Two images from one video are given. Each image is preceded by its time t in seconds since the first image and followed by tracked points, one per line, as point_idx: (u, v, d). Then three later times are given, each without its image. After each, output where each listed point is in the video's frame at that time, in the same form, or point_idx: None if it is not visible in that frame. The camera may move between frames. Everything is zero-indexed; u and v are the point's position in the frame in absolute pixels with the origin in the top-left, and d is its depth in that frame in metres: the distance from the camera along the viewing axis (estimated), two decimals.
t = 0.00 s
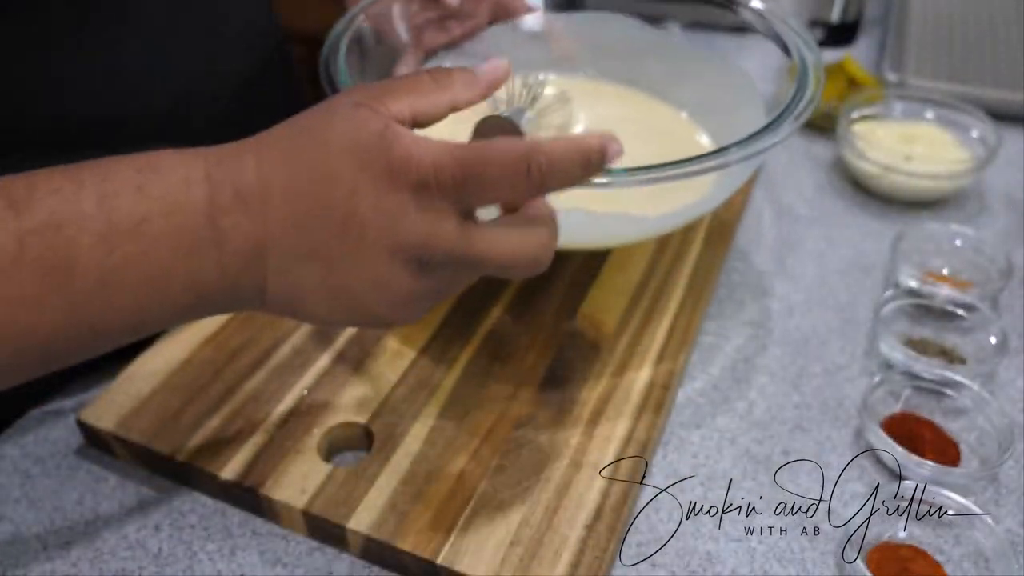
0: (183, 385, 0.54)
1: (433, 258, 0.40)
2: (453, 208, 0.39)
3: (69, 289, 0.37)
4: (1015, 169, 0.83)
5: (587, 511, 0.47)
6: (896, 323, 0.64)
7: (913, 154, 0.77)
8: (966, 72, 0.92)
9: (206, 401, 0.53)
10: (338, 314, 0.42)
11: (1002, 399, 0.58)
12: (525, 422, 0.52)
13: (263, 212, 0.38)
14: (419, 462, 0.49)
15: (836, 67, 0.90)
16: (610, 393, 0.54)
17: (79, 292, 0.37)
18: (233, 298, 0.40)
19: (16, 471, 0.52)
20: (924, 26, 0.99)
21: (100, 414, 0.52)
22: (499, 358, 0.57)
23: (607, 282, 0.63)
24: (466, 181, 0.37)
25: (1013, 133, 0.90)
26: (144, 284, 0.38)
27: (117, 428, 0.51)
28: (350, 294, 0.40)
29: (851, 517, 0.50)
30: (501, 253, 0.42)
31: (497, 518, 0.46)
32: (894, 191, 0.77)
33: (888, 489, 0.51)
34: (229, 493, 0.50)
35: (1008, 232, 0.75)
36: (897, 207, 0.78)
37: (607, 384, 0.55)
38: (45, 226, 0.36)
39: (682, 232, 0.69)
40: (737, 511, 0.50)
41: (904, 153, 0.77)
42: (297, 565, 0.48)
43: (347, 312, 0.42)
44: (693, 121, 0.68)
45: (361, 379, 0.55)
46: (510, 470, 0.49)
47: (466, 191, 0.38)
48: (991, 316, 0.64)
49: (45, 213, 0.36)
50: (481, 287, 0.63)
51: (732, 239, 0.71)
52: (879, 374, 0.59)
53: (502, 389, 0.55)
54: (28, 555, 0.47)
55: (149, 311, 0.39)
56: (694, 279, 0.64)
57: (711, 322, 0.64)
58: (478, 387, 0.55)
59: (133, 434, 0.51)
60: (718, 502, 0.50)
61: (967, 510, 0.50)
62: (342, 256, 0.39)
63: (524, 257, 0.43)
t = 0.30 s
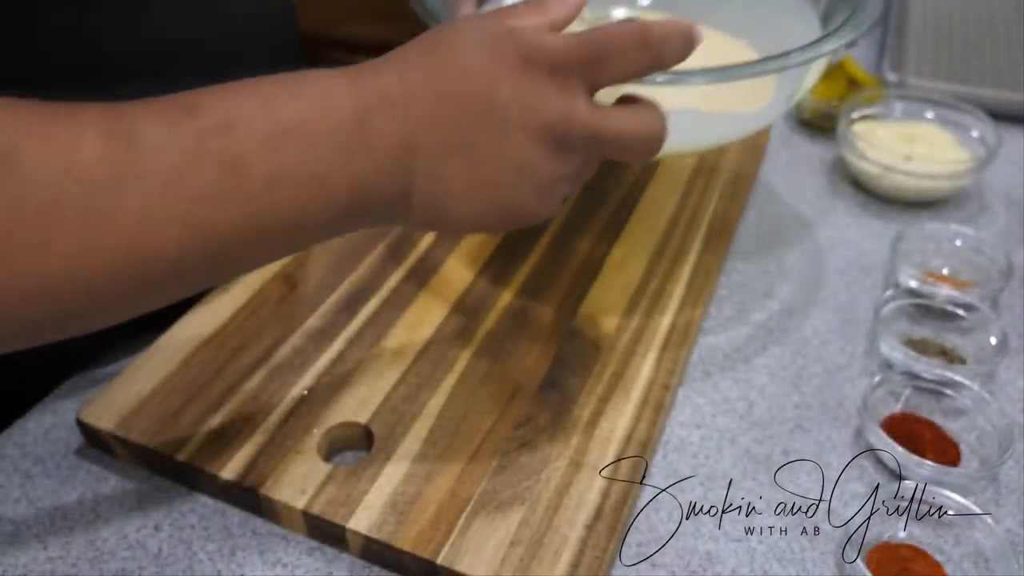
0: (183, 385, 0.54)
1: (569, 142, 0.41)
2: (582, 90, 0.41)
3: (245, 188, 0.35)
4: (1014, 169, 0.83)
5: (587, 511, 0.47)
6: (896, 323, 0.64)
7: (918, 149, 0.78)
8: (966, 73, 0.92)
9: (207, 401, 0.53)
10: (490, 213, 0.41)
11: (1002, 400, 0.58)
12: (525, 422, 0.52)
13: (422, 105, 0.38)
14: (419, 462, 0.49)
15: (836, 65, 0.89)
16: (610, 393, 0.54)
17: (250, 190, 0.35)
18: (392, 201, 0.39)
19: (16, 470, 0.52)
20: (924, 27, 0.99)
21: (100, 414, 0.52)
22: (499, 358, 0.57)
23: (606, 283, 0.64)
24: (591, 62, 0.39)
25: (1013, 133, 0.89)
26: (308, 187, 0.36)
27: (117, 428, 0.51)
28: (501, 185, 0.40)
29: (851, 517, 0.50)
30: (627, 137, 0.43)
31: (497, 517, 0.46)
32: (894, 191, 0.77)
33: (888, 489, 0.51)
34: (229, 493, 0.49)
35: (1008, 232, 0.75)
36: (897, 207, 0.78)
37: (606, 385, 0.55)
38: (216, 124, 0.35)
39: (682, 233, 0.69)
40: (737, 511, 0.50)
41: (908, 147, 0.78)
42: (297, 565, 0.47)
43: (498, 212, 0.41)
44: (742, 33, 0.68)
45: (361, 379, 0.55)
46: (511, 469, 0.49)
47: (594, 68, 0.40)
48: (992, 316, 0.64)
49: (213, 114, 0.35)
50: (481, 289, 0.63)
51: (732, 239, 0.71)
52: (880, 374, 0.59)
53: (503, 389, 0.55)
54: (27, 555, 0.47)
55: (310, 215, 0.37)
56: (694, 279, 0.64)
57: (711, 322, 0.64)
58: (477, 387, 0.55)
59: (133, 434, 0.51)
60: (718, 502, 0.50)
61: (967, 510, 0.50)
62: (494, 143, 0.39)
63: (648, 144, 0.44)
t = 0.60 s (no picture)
0: (183, 385, 0.54)
1: (683, 41, 0.46)
2: None
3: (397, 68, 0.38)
4: (1013, 169, 0.84)
5: (587, 511, 0.47)
6: (896, 323, 0.64)
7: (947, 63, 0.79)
8: (964, 74, 0.92)
9: (207, 400, 0.53)
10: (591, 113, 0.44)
11: (1001, 400, 0.58)
12: (525, 422, 0.52)
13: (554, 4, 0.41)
14: (418, 462, 0.49)
15: (836, 64, 0.89)
16: (610, 393, 0.54)
17: (391, 59, 0.38)
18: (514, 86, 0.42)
19: (16, 470, 0.52)
20: (922, 30, 1.00)
21: (101, 413, 0.52)
22: (499, 358, 0.57)
23: (606, 284, 0.64)
24: None
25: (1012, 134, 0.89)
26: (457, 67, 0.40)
27: (117, 428, 0.51)
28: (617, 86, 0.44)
29: (851, 516, 0.50)
30: (742, 49, 0.47)
31: (497, 517, 0.46)
32: (894, 191, 0.77)
33: (888, 489, 0.51)
34: (230, 493, 0.49)
35: (1008, 232, 0.75)
36: (897, 207, 0.78)
37: (606, 385, 0.55)
38: None
39: (681, 234, 0.69)
40: (737, 510, 0.50)
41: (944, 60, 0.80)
42: (297, 565, 0.47)
43: (605, 112, 0.45)
44: None
45: (360, 379, 0.55)
46: (511, 469, 0.49)
47: None
48: (993, 316, 0.63)
49: None
50: (481, 289, 0.63)
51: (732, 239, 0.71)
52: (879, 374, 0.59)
53: (504, 389, 0.55)
54: (27, 554, 0.47)
55: (441, 95, 0.40)
56: (694, 279, 0.64)
57: (711, 322, 0.64)
58: (477, 387, 0.55)
59: (133, 434, 0.51)
60: (718, 502, 0.50)
61: (966, 510, 0.50)
62: (614, 38, 0.43)
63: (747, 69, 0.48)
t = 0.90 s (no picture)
0: (183, 384, 0.54)
1: (380, 164, 0.48)
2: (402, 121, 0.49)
3: (139, 167, 0.42)
4: (1013, 169, 0.84)
5: (587, 511, 0.47)
6: (896, 324, 0.64)
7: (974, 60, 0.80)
8: (964, 74, 0.92)
9: (207, 400, 0.53)
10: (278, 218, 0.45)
11: (1001, 400, 0.58)
12: (525, 422, 0.52)
13: (242, 108, 0.43)
14: (418, 462, 0.49)
15: (835, 64, 0.89)
16: (610, 393, 0.54)
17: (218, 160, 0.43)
18: (208, 184, 0.43)
19: (16, 470, 0.52)
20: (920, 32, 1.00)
21: (101, 413, 0.52)
22: (499, 358, 0.57)
23: (606, 284, 0.64)
24: (423, 93, 0.50)
25: (1013, 134, 0.90)
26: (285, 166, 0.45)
27: (117, 428, 0.51)
28: (305, 195, 0.45)
29: (851, 516, 0.50)
30: (400, 159, 0.49)
31: (497, 518, 0.46)
32: (893, 191, 0.77)
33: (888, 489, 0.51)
34: (230, 493, 0.49)
35: (1008, 232, 0.75)
36: (897, 207, 0.78)
37: (606, 385, 0.55)
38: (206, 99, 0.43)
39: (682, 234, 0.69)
40: (737, 510, 0.50)
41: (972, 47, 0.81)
42: (297, 565, 0.47)
43: (297, 218, 0.46)
44: None
45: (360, 379, 0.55)
46: (511, 468, 0.49)
47: (355, 98, 0.47)
48: (992, 316, 0.63)
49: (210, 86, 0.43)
50: (480, 289, 0.63)
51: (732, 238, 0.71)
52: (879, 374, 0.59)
53: (504, 388, 0.55)
54: (27, 554, 0.47)
55: (267, 191, 0.45)
56: (694, 279, 0.64)
57: (711, 322, 0.64)
58: (477, 386, 0.55)
59: (133, 434, 0.51)
60: (718, 502, 0.50)
61: (967, 510, 0.50)
62: (312, 152, 0.45)
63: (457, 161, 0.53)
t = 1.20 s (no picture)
0: (183, 384, 0.54)
1: (70, 224, 0.54)
2: (73, 182, 0.53)
3: None
4: (1012, 170, 0.84)
5: (586, 511, 0.47)
6: (896, 324, 0.64)
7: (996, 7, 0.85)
8: (964, 75, 0.92)
9: (207, 401, 0.53)
10: None
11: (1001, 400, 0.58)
12: (525, 422, 0.52)
13: None
14: (419, 462, 0.49)
15: (836, 64, 0.90)
16: (610, 393, 0.54)
17: None
18: None
19: (15, 470, 0.52)
20: (920, 32, 1.01)
21: (100, 413, 0.52)
22: (499, 358, 0.57)
23: (606, 284, 0.64)
24: (93, 163, 0.52)
25: (1012, 134, 0.90)
26: None
27: (117, 428, 0.51)
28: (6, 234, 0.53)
29: (851, 516, 0.50)
30: (98, 224, 0.54)
31: (497, 518, 0.46)
32: (893, 191, 0.77)
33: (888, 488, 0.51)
34: (229, 493, 0.49)
35: (1008, 232, 0.75)
36: (897, 207, 0.78)
37: (606, 385, 0.55)
38: None
39: (682, 234, 0.69)
40: (737, 510, 0.50)
41: None
42: (297, 564, 0.47)
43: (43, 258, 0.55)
44: None
45: (360, 379, 0.55)
46: (511, 469, 0.49)
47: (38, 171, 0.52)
48: (992, 316, 0.63)
49: None
50: (480, 289, 0.63)
51: (733, 238, 0.71)
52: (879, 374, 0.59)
53: (503, 388, 0.55)
54: (27, 554, 0.47)
55: None
56: (694, 279, 0.64)
57: (711, 322, 0.64)
58: (477, 386, 0.55)
59: (133, 434, 0.51)
60: (718, 502, 0.50)
61: (967, 510, 0.50)
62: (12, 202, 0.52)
63: (137, 226, 0.56)
